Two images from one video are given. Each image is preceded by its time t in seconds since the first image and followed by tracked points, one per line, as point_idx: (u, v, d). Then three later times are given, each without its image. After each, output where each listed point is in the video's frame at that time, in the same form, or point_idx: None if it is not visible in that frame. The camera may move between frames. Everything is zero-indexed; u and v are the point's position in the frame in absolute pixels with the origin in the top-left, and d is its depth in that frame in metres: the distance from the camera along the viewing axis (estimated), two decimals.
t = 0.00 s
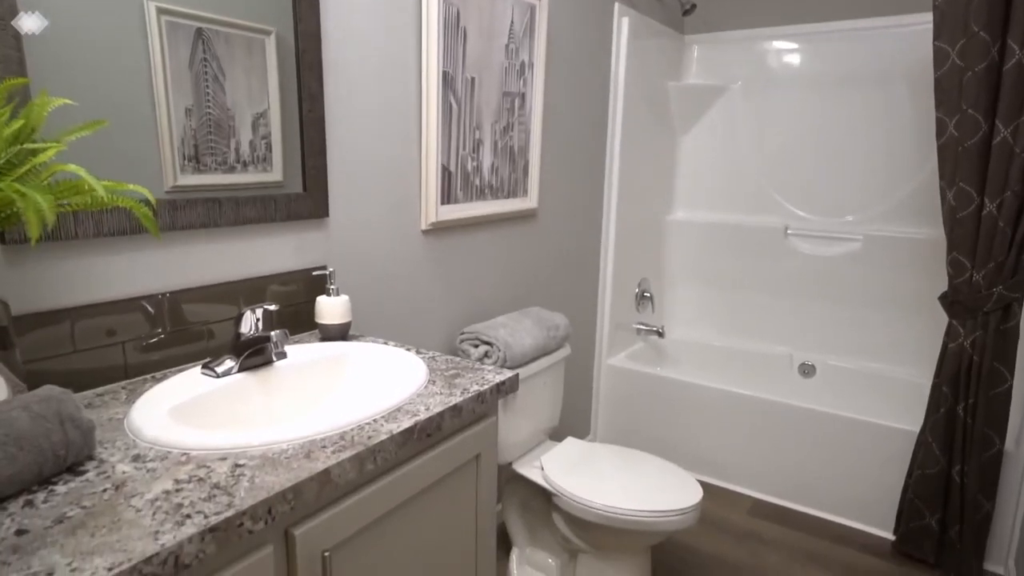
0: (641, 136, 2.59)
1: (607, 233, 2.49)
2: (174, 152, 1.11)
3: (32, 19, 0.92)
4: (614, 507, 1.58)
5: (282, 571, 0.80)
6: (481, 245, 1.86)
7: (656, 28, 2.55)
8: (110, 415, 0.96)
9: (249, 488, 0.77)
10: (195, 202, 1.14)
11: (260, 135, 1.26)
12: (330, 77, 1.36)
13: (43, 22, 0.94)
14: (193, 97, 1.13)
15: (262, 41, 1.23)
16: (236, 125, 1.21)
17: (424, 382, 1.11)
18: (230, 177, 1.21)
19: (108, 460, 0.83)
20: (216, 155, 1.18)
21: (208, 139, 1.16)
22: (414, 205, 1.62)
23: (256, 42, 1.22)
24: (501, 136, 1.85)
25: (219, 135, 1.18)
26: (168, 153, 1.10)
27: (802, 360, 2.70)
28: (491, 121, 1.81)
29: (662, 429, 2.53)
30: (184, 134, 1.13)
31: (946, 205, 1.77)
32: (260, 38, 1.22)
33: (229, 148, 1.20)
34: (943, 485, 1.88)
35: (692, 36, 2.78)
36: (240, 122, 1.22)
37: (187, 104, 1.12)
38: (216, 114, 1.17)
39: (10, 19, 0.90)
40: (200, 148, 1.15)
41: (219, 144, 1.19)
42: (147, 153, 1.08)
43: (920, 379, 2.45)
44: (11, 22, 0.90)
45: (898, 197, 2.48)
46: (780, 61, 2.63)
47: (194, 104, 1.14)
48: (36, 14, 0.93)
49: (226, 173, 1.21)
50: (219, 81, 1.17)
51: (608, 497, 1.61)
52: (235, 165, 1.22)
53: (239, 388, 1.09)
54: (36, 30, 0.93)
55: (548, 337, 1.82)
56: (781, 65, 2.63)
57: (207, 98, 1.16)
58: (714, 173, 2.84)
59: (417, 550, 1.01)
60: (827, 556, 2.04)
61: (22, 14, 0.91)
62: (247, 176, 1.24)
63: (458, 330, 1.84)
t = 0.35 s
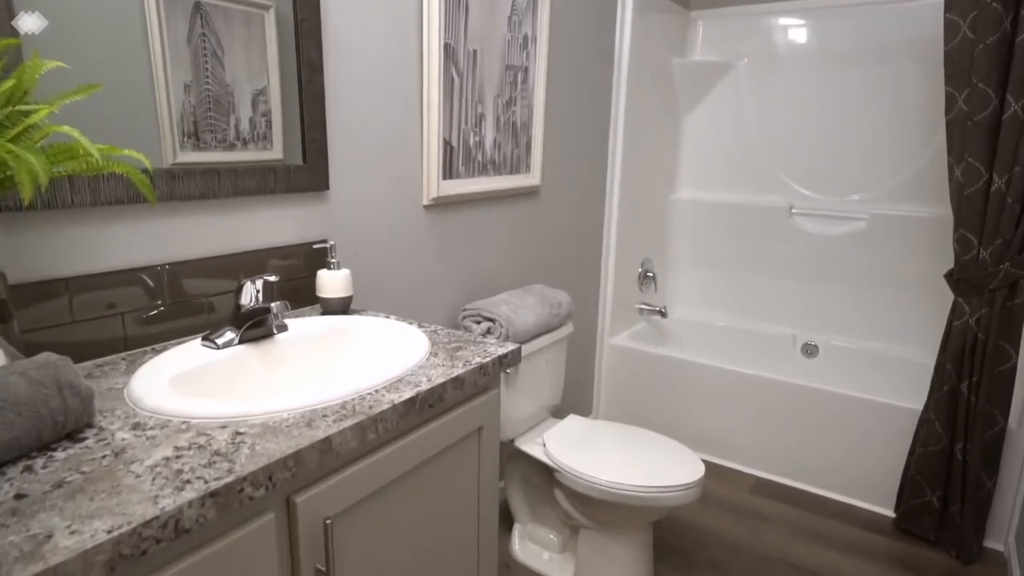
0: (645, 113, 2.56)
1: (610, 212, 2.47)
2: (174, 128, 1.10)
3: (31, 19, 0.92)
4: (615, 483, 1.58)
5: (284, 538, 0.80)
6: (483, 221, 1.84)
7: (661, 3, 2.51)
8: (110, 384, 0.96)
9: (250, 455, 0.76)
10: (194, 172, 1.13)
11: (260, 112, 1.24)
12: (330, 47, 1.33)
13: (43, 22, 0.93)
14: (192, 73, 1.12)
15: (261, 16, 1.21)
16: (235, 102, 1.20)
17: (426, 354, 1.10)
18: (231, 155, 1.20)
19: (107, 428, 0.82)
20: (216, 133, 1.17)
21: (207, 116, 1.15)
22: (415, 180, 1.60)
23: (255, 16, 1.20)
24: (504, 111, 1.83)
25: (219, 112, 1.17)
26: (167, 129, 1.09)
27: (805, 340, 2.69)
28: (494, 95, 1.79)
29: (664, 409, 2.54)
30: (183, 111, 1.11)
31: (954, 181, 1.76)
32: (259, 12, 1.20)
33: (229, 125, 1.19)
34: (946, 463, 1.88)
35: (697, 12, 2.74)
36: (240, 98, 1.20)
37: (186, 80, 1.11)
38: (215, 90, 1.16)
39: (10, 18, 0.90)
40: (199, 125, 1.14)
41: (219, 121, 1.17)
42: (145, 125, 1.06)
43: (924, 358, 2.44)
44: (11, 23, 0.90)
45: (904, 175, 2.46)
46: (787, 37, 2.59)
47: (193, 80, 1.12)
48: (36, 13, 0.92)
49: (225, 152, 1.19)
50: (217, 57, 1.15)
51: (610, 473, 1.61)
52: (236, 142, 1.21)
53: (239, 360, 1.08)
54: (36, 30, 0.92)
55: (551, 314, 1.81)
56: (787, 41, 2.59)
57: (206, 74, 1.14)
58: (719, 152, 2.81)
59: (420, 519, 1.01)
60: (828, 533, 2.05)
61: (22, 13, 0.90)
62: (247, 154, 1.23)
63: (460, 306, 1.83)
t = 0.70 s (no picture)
0: (649, 91, 2.53)
1: (613, 191, 2.45)
2: (172, 109, 1.09)
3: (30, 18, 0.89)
4: (618, 460, 1.57)
5: (288, 507, 0.80)
6: (484, 198, 1.83)
7: None
8: (110, 355, 0.95)
9: (253, 423, 0.76)
10: (192, 143, 1.11)
11: (258, 89, 1.22)
12: (329, 17, 1.31)
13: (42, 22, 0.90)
14: (190, 49, 1.10)
15: None
16: (233, 79, 1.18)
17: (429, 327, 1.10)
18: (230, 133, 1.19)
19: (108, 397, 0.82)
20: (214, 110, 1.16)
21: (205, 93, 1.14)
22: (416, 155, 1.58)
23: None
24: (506, 85, 1.81)
25: (217, 89, 1.16)
26: (166, 108, 1.08)
27: (808, 321, 2.68)
28: (495, 69, 1.76)
29: (666, 389, 2.54)
30: (180, 87, 1.10)
31: (963, 157, 1.76)
32: None
33: (227, 102, 1.18)
34: (948, 441, 1.89)
35: None
36: (238, 75, 1.19)
37: (184, 56, 1.09)
38: (213, 67, 1.15)
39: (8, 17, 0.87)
40: (197, 102, 1.13)
41: (217, 98, 1.16)
42: (141, 97, 1.05)
43: (927, 339, 2.44)
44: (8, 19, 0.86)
45: (910, 154, 2.44)
46: (792, 13, 2.55)
47: (191, 56, 1.11)
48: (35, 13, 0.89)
49: (223, 129, 1.18)
50: (215, 32, 1.14)
51: (613, 450, 1.61)
52: (234, 120, 1.19)
53: (240, 332, 1.07)
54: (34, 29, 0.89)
55: (553, 292, 1.80)
56: (793, 17, 2.55)
57: (204, 49, 1.13)
58: (723, 131, 2.79)
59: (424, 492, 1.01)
60: (829, 511, 2.05)
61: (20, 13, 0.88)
62: (246, 132, 1.22)
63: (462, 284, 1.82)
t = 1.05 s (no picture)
0: (653, 69, 2.50)
1: (615, 170, 2.43)
2: (169, 86, 1.07)
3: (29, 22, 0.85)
4: (620, 438, 1.57)
5: (290, 479, 0.79)
6: (486, 175, 1.81)
7: None
8: (110, 329, 0.94)
9: (254, 394, 0.75)
10: (190, 115, 1.09)
11: (256, 66, 1.20)
12: None
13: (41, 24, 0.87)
14: (187, 24, 1.08)
15: None
16: (232, 56, 1.16)
17: (431, 302, 1.08)
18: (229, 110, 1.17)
19: (108, 368, 0.81)
20: (212, 87, 1.14)
21: (203, 69, 1.12)
22: (418, 131, 1.56)
23: None
24: (508, 61, 1.78)
25: (215, 66, 1.14)
26: (163, 83, 1.06)
27: (810, 302, 2.67)
28: (498, 43, 1.73)
29: (667, 370, 2.54)
30: (178, 64, 1.08)
31: (973, 134, 1.75)
32: None
33: (226, 79, 1.16)
34: (950, 421, 1.90)
35: None
36: (236, 51, 1.17)
37: (180, 31, 1.08)
38: (211, 43, 1.13)
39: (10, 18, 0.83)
40: (195, 79, 1.11)
41: (215, 75, 1.14)
42: (137, 70, 1.03)
43: (930, 320, 2.43)
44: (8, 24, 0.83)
45: (916, 132, 2.41)
46: None
47: (188, 32, 1.09)
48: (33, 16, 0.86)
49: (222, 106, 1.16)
50: (212, 7, 1.11)
51: (615, 428, 1.61)
52: (233, 97, 1.18)
53: (240, 306, 1.06)
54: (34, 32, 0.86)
55: (556, 271, 1.79)
56: None
57: (201, 25, 1.11)
58: (727, 110, 2.76)
59: (426, 466, 1.00)
60: (830, 490, 2.06)
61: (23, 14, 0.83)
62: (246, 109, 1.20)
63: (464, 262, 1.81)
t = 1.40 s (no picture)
0: (656, 47, 2.47)
1: (618, 150, 2.41)
2: (166, 62, 1.06)
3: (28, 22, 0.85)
4: (623, 417, 1.57)
5: (293, 451, 0.78)
6: (488, 153, 1.79)
7: None
8: (110, 303, 0.93)
9: (256, 366, 0.74)
10: (187, 86, 1.08)
11: (254, 46, 1.18)
12: None
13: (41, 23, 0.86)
14: (182, 3, 1.06)
15: None
16: (229, 35, 1.14)
17: (434, 277, 1.07)
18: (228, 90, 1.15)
19: (108, 340, 0.80)
20: (209, 67, 1.12)
21: (200, 48, 1.10)
22: (418, 107, 1.54)
23: None
24: (510, 36, 1.75)
25: (212, 45, 1.11)
26: (159, 58, 1.04)
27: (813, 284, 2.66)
28: (500, 18, 1.71)
29: (669, 351, 2.53)
30: (174, 42, 1.06)
31: (980, 110, 1.76)
32: None
33: (223, 58, 1.13)
34: (953, 399, 1.91)
35: None
36: (233, 30, 1.14)
37: (176, 8, 1.06)
38: (208, 21, 1.10)
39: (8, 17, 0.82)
40: (192, 57, 1.09)
41: (212, 54, 1.12)
42: (132, 41, 1.01)
43: (933, 301, 2.42)
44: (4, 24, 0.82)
45: (923, 111, 2.38)
46: None
47: (184, 10, 1.07)
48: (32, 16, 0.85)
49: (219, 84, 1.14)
50: None
51: (617, 407, 1.60)
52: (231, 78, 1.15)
53: (241, 281, 1.05)
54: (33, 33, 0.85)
55: (559, 250, 1.77)
56: None
57: (198, 4, 1.08)
58: (731, 90, 2.73)
59: (430, 441, 1.00)
60: (832, 470, 2.06)
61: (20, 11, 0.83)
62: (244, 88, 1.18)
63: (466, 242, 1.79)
